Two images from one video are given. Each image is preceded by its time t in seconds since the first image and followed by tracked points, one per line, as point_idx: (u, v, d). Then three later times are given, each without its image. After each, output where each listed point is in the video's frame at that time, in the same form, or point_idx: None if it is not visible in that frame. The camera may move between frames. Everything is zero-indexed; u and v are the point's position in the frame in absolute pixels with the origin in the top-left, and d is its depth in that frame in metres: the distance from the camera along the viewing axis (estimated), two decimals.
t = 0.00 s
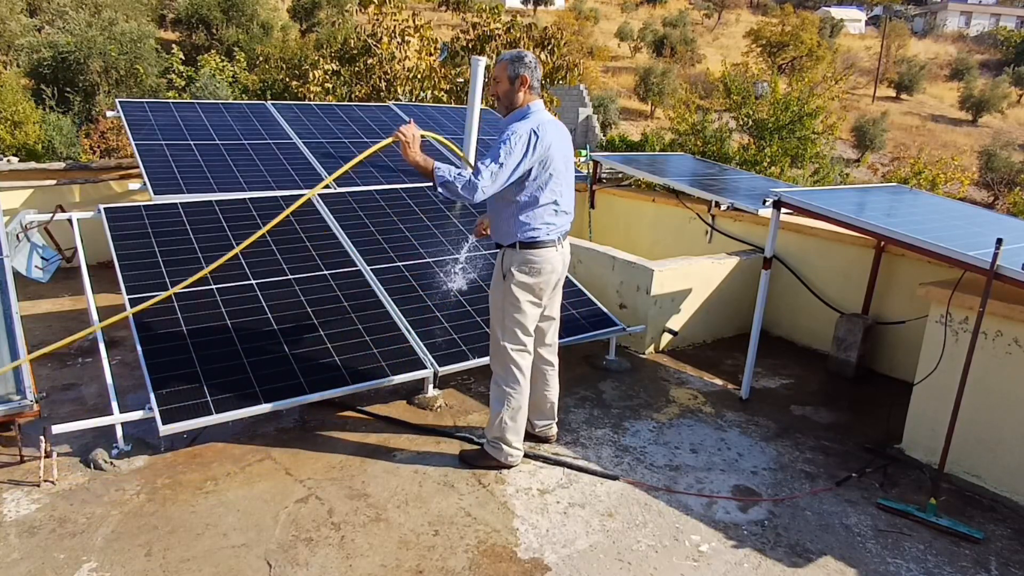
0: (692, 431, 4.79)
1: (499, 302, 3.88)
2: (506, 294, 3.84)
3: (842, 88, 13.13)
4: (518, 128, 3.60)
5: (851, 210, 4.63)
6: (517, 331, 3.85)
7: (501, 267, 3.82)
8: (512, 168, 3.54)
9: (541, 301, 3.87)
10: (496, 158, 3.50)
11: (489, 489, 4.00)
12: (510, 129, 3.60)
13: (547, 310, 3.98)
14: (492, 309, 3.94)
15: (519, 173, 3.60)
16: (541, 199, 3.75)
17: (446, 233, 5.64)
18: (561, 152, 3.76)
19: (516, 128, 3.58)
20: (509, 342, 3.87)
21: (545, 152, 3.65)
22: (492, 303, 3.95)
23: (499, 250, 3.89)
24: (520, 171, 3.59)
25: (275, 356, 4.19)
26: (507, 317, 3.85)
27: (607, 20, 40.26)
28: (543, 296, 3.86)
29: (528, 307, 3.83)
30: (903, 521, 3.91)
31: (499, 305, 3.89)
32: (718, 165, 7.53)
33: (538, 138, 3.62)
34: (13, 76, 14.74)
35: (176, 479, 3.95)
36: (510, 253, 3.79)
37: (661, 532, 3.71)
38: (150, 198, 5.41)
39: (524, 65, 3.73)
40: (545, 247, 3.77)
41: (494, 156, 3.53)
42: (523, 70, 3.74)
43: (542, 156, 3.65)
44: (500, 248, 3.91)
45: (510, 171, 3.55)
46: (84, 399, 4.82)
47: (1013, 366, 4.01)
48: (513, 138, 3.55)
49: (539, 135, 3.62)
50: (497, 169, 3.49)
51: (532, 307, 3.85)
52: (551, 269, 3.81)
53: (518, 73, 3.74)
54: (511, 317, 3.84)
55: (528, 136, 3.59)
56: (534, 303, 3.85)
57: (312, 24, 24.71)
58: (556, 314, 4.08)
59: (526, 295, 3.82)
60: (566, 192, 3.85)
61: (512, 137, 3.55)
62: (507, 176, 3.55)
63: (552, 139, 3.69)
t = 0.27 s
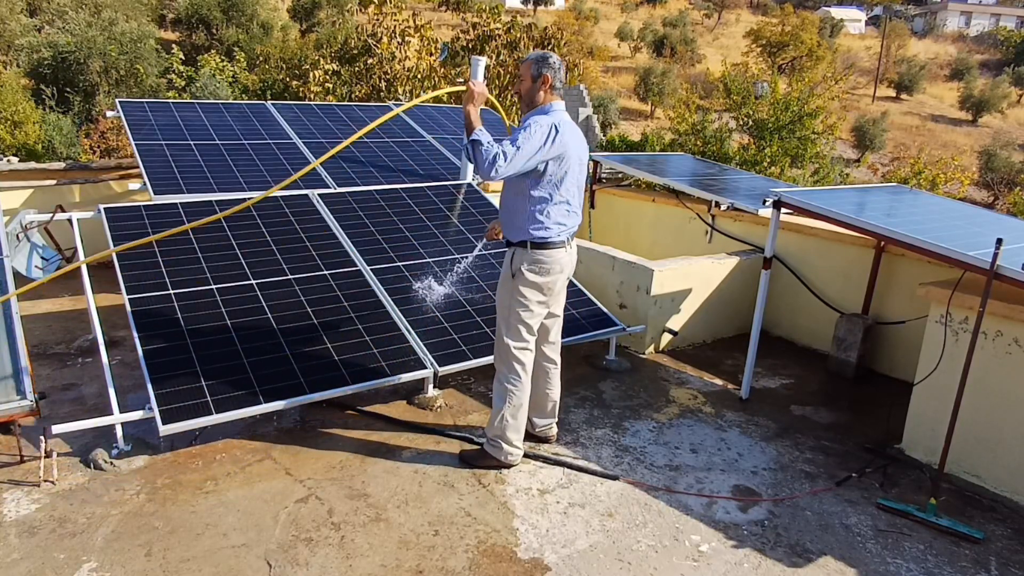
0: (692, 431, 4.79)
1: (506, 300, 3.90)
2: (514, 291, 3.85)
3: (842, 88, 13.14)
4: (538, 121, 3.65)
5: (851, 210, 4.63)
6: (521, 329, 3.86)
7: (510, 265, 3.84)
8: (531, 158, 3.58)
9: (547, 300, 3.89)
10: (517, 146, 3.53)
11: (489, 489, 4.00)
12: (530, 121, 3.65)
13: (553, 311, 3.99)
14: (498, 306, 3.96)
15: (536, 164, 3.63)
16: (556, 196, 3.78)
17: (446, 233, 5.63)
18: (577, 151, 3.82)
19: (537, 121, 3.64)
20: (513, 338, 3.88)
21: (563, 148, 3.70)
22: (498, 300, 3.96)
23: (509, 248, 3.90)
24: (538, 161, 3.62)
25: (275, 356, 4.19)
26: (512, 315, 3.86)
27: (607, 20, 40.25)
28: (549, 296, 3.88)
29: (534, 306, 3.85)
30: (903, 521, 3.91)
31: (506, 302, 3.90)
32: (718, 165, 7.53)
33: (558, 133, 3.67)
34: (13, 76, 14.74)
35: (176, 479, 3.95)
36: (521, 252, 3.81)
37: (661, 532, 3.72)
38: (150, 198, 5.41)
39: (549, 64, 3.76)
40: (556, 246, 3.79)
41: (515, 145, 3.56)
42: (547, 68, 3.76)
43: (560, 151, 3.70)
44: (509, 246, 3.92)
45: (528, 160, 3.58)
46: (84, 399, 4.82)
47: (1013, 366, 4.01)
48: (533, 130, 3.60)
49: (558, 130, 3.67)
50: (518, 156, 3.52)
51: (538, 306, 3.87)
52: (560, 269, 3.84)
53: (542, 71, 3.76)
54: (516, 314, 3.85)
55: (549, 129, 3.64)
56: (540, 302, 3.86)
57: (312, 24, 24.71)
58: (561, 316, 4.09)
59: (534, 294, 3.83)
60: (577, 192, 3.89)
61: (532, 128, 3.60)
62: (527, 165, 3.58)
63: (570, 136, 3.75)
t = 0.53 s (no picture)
0: (692, 431, 4.79)
1: (511, 294, 3.90)
2: (520, 287, 3.88)
3: (842, 88, 13.14)
4: (558, 120, 3.72)
5: (851, 210, 4.63)
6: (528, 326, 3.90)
7: (521, 262, 3.86)
8: (552, 155, 3.64)
9: (554, 298, 3.93)
10: (538, 143, 3.60)
11: (489, 489, 4.00)
12: (549, 119, 3.73)
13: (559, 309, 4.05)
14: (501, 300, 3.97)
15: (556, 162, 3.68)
16: (574, 195, 3.82)
17: (446, 233, 5.63)
18: (594, 152, 3.89)
19: (556, 119, 3.71)
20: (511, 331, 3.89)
21: (582, 146, 3.77)
22: (503, 295, 3.97)
23: (519, 245, 3.92)
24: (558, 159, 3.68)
25: (275, 356, 4.20)
26: (519, 310, 3.89)
27: (607, 20, 40.24)
28: (557, 294, 3.93)
29: (543, 303, 3.90)
30: (903, 521, 3.91)
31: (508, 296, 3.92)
32: (718, 165, 7.53)
33: (577, 131, 3.75)
34: (13, 76, 14.74)
35: (176, 479, 3.95)
36: (533, 249, 3.84)
37: (661, 532, 3.72)
38: (150, 198, 5.41)
39: (564, 66, 3.81)
40: (570, 246, 3.85)
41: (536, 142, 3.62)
42: (560, 70, 3.81)
43: (579, 150, 3.76)
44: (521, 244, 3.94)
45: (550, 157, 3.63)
46: (84, 399, 4.82)
47: (1013, 366, 4.01)
48: (554, 128, 3.67)
49: (577, 129, 3.75)
50: (540, 153, 3.58)
51: (546, 304, 3.92)
52: (570, 269, 3.90)
53: (555, 72, 3.81)
54: (519, 308, 3.88)
55: (568, 127, 3.71)
56: (547, 300, 3.91)
57: (312, 24, 24.71)
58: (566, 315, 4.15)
59: (544, 292, 3.88)
60: (592, 192, 3.95)
61: (552, 126, 3.67)
62: (548, 162, 3.64)
63: (587, 136, 3.82)
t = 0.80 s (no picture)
0: (692, 431, 4.79)
1: (526, 298, 3.96)
2: (533, 290, 3.92)
3: (842, 88, 13.13)
4: (569, 124, 3.74)
5: (851, 210, 4.63)
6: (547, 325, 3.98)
7: (532, 264, 3.88)
8: (564, 160, 3.67)
9: (565, 296, 3.98)
10: (549, 150, 3.64)
11: (490, 489, 4.00)
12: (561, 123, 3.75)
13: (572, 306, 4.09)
14: (513, 304, 4.03)
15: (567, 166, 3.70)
16: (584, 197, 3.85)
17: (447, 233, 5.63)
18: (604, 152, 3.91)
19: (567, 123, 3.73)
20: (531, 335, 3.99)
21: (593, 149, 3.79)
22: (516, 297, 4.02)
23: (529, 246, 3.96)
24: (570, 162, 3.70)
25: (275, 356, 4.20)
26: (536, 312, 3.96)
27: (607, 20, 40.22)
28: (567, 292, 3.97)
29: (556, 302, 3.96)
30: (903, 521, 3.91)
31: (522, 301, 3.97)
32: (718, 165, 7.53)
33: (588, 134, 3.76)
34: (13, 76, 14.74)
35: (175, 479, 3.95)
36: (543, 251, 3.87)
37: (661, 532, 3.72)
38: (150, 198, 5.41)
39: (574, 66, 3.85)
40: (578, 246, 3.88)
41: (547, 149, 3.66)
42: (569, 69, 3.85)
43: (590, 152, 3.78)
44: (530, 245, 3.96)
45: (561, 162, 3.66)
46: (84, 399, 4.82)
47: (1013, 366, 4.01)
48: (565, 132, 3.69)
49: (588, 132, 3.76)
50: (551, 161, 3.63)
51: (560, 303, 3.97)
52: (579, 268, 3.92)
53: (563, 72, 3.85)
54: (535, 311, 3.95)
55: (579, 130, 3.73)
56: (558, 298, 3.96)
57: (312, 24, 24.70)
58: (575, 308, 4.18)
59: (555, 292, 3.93)
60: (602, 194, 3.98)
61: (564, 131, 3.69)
62: (560, 167, 3.66)
63: (598, 138, 3.84)
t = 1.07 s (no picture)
0: (692, 431, 4.79)
1: (552, 305, 4.01)
2: (556, 295, 3.99)
3: (842, 88, 13.14)
4: (570, 129, 3.75)
5: (851, 210, 4.63)
6: (570, 329, 4.03)
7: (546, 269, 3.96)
8: (569, 169, 3.71)
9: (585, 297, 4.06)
10: (555, 163, 3.68)
11: (490, 489, 4.00)
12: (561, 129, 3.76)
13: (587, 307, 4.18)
14: (537, 311, 4.08)
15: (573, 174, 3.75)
16: (591, 200, 3.91)
17: (447, 233, 5.64)
18: (606, 153, 3.95)
19: (568, 129, 3.74)
20: (563, 339, 4.05)
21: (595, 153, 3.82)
22: (536, 304, 4.09)
23: (539, 251, 4.02)
24: (574, 170, 3.74)
25: (275, 356, 4.20)
26: (558, 316, 4.02)
27: (607, 20, 40.21)
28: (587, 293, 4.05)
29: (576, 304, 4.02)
30: (903, 521, 3.91)
31: (546, 307, 4.03)
32: (718, 165, 7.53)
33: (590, 138, 3.79)
34: (13, 76, 14.75)
35: (176, 479, 3.95)
36: (555, 256, 3.93)
37: (661, 532, 3.72)
38: (150, 198, 5.41)
39: (573, 66, 3.86)
40: (589, 248, 3.95)
41: (552, 160, 3.69)
42: (568, 69, 3.86)
43: (592, 156, 3.81)
44: (540, 250, 4.03)
45: (566, 173, 3.70)
46: (84, 399, 4.82)
47: (1013, 367, 4.01)
48: (567, 140, 3.71)
49: (589, 136, 3.78)
50: (557, 174, 3.68)
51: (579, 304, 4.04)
52: (593, 269, 3.99)
53: (562, 72, 3.87)
54: (564, 316, 4.01)
55: (580, 136, 3.75)
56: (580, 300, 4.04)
57: (312, 24, 24.69)
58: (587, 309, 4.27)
59: (573, 294, 4.00)
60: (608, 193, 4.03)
61: (566, 139, 3.71)
62: (566, 177, 3.72)
63: (600, 140, 3.86)
